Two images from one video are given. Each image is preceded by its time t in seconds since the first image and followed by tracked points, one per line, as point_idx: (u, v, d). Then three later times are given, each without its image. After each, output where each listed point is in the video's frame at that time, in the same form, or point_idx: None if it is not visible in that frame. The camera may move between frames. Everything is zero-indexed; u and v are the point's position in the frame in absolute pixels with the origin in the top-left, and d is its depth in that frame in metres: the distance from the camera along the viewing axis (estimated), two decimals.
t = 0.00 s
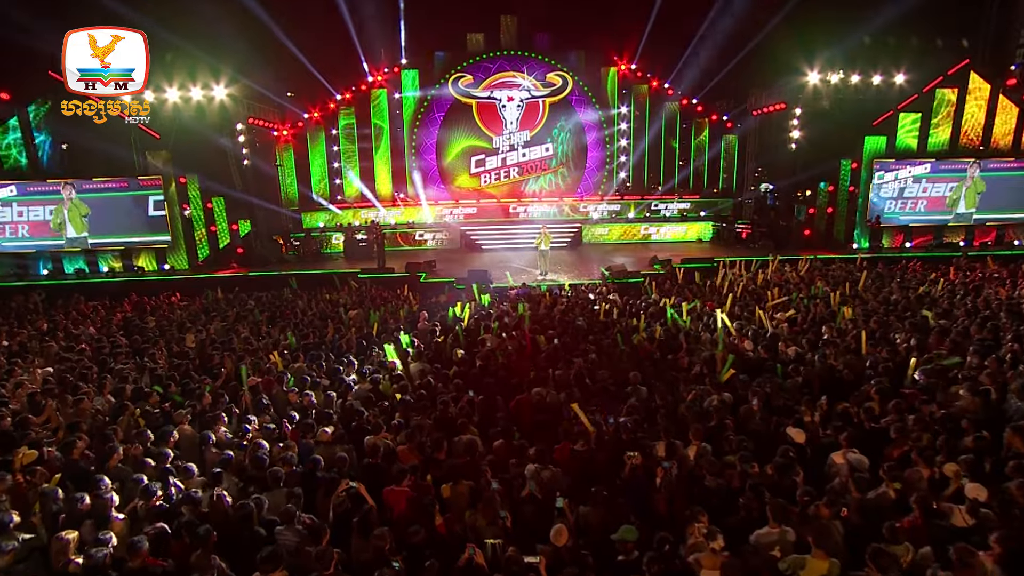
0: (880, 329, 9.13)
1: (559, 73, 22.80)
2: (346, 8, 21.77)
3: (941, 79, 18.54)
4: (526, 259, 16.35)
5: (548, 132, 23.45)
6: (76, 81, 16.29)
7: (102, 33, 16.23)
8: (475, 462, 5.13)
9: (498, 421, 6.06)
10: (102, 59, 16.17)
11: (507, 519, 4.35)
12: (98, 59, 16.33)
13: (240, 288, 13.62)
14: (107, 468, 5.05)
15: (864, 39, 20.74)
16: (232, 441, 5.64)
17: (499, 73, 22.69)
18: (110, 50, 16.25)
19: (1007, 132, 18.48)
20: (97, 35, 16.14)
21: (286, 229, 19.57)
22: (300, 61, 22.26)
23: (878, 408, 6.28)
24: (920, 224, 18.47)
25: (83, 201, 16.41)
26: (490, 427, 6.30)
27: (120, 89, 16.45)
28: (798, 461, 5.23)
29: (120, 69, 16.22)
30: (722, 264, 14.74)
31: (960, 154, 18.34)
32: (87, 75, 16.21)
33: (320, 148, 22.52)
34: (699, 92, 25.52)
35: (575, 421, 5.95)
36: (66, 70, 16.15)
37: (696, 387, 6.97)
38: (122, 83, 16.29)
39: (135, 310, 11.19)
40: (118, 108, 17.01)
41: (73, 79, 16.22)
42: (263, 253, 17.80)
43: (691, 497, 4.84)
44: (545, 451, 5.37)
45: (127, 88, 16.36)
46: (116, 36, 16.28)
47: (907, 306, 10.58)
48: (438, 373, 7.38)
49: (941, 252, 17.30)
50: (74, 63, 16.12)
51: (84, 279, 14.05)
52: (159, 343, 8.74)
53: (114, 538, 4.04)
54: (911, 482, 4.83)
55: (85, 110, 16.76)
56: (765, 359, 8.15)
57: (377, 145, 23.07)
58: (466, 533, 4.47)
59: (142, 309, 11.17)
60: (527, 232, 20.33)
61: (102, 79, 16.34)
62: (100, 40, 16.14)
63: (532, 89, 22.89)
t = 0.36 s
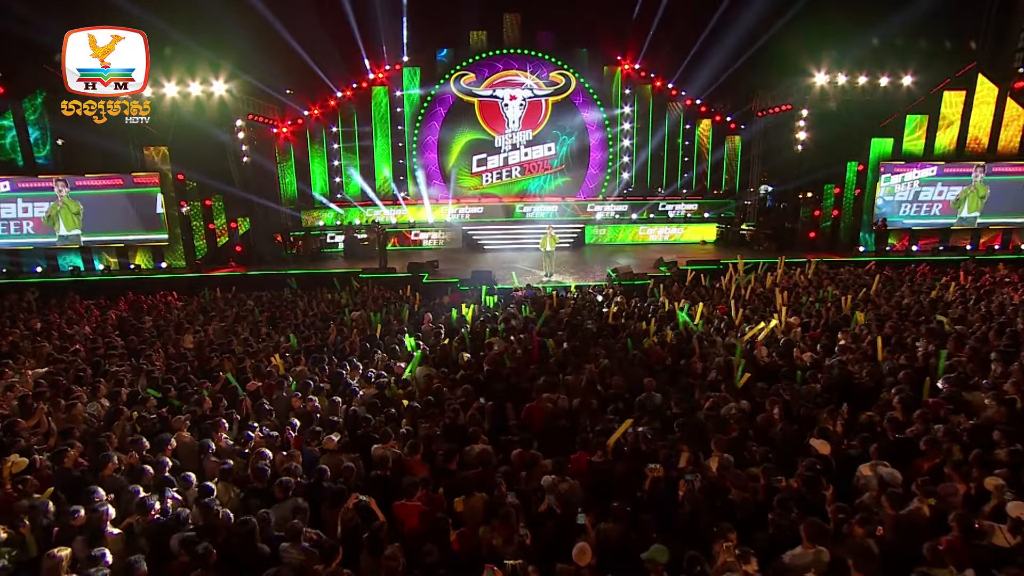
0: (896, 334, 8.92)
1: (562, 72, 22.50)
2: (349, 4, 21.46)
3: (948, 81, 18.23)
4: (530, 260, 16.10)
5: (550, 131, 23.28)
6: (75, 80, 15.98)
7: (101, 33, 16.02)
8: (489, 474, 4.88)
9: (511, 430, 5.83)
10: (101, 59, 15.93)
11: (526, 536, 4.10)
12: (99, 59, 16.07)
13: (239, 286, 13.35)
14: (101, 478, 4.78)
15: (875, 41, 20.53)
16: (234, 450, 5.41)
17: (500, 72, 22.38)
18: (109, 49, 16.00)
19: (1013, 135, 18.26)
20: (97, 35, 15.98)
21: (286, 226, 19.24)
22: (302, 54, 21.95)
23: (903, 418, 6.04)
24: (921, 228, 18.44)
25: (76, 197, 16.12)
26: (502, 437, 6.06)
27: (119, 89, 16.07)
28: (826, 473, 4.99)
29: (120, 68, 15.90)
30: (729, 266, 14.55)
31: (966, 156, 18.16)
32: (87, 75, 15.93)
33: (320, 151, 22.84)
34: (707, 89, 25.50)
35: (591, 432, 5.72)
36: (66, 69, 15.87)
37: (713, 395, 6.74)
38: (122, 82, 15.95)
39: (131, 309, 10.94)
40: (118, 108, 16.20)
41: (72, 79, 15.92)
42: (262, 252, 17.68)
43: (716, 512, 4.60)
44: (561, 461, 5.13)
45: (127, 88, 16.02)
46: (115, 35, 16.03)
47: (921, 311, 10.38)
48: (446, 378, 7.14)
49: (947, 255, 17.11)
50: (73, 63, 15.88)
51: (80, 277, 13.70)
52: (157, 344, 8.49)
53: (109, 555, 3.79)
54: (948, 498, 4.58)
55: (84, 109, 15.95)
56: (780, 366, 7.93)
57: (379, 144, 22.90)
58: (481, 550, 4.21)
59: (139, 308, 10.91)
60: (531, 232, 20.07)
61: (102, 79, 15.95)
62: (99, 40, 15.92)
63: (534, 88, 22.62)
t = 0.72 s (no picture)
0: (914, 336, 8.70)
1: (565, 70, 22.12)
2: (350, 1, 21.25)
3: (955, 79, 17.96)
4: (534, 260, 15.86)
5: (551, 130, 23.01)
6: (75, 81, 15.28)
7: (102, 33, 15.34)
8: (508, 487, 4.66)
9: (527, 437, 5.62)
10: (101, 59, 15.23)
11: (551, 554, 3.88)
12: (99, 60, 15.38)
13: (239, 288, 13.10)
14: (99, 491, 4.54)
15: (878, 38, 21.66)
16: (238, 460, 5.18)
17: (498, 71, 21.96)
18: (109, 49, 15.32)
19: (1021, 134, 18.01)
20: (98, 35, 15.27)
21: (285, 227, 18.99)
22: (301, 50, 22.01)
23: (933, 425, 5.81)
24: (927, 228, 18.21)
25: (70, 198, 15.80)
26: (517, 445, 5.84)
27: (120, 90, 15.41)
28: (860, 485, 4.76)
29: (120, 68, 15.22)
30: (736, 267, 14.35)
31: (973, 155, 17.98)
32: (87, 75, 15.23)
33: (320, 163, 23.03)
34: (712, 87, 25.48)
35: (611, 440, 5.51)
36: (65, 70, 15.16)
37: (732, 400, 6.53)
38: (123, 83, 15.30)
39: (129, 311, 10.70)
40: (117, 108, 15.80)
41: (72, 79, 15.21)
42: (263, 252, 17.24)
43: (746, 525, 4.39)
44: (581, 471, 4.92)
45: (128, 88, 15.38)
46: (116, 35, 15.38)
47: (936, 312, 10.19)
48: (456, 384, 6.90)
49: (955, 255, 16.94)
50: (73, 63, 15.16)
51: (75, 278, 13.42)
52: (155, 347, 8.25)
53: None
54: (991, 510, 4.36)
55: (84, 110, 15.64)
56: (797, 369, 7.72)
57: (380, 142, 22.68)
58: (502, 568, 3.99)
59: (137, 309, 10.67)
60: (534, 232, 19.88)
61: (102, 79, 15.30)
62: (100, 40, 15.28)
63: (537, 86, 22.23)
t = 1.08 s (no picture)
0: (932, 338, 8.51)
1: (565, 69, 22.13)
2: None
3: (960, 79, 17.78)
4: (538, 261, 15.65)
5: (552, 130, 22.85)
6: (75, 81, 15.44)
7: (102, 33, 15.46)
8: (527, 499, 4.44)
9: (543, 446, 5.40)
10: (102, 59, 15.36)
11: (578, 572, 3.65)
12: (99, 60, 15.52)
13: (237, 289, 12.83)
14: (97, 506, 4.31)
15: (885, 35, 21.30)
16: (242, 471, 4.97)
17: (501, 69, 21.98)
18: (110, 49, 15.43)
19: None
20: (98, 35, 15.46)
21: (284, 226, 18.37)
22: (298, 49, 21.63)
23: (964, 431, 5.60)
24: (931, 228, 18.11)
25: (64, 198, 15.65)
26: (533, 454, 5.62)
27: (119, 89, 15.41)
28: (895, 496, 4.55)
29: (120, 68, 15.29)
30: (742, 267, 14.16)
31: (977, 156, 17.88)
32: (88, 75, 15.42)
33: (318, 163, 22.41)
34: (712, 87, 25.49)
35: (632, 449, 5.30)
36: (66, 70, 15.39)
37: (752, 405, 6.33)
38: (122, 83, 15.30)
39: (125, 314, 10.44)
40: (117, 108, 15.52)
41: (72, 79, 15.40)
42: (261, 251, 17.00)
43: (778, 539, 4.19)
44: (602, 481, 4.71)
45: (128, 88, 15.38)
46: (116, 36, 15.51)
47: (951, 313, 10.02)
48: (465, 390, 6.67)
49: (960, 255, 16.79)
50: (74, 63, 15.40)
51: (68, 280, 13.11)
52: (154, 352, 8.00)
53: None
54: None
55: (86, 109, 15.50)
56: (815, 373, 7.52)
57: (380, 142, 22.53)
58: None
59: (133, 312, 10.40)
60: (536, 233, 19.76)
61: (102, 79, 15.38)
62: (100, 40, 15.42)
63: (537, 85, 22.19)
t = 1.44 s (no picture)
0: (949, 339, 8.36)
1: (565, 68, 21.93)
2: None
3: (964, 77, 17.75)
4: (541, 262, 15.42)
5: (552, 130, 22.71)
6: (75, 81, 14.89)
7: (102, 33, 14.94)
8: (551, 512, 4.24)
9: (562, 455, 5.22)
10: (101, 60, 14.85)
11: None
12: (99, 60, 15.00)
13: (235, 292, 12.60)
14: (97, 524, 4.09)
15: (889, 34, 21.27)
16: (250, 484, 4.75)
17: (502, 68, 21.78)
18: (110, 50, 14.91)
19: None
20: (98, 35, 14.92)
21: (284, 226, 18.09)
22: (298, 49, 21.18)
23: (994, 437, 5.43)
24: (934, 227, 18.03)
25: (58, 197, 15.26)
26: (550, 464, 5.43)
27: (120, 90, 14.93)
28: (931, 506, 4.38)
29: (120, 68, 14.83)
30: (748, 267, 14.01)
31: (981, 155, 17.77)
32: (87, 75, 14.84)
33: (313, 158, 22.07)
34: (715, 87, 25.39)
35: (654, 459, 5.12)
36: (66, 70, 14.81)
37: (772, 409, 6.16)
38: (122, 83, 14.85)
39: (121, 318, 10.16)
40: (117, 108, 15.07)
41: (72, 79, 14.83)
42: (259, 253, 16.74)
43: (814, 554, 4.02)
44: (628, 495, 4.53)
45: (128, 88, 14.94)
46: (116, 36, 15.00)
47: (963, 314, 9.89)
48: (477, 396, 6.46)
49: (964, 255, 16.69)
50: (74, 63, 14.82)
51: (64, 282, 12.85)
52: (152, 357, 7.75)
53: None
54: None
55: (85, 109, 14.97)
56: (832, 376, 7.35)
57: (379, 146, 22.42)
58: None
59: (130, 315, 10.13)
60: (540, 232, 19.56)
61: (102, 79, 14.86)
62: (100, 40, 14.90)
63: (537, 84, 22.02)
